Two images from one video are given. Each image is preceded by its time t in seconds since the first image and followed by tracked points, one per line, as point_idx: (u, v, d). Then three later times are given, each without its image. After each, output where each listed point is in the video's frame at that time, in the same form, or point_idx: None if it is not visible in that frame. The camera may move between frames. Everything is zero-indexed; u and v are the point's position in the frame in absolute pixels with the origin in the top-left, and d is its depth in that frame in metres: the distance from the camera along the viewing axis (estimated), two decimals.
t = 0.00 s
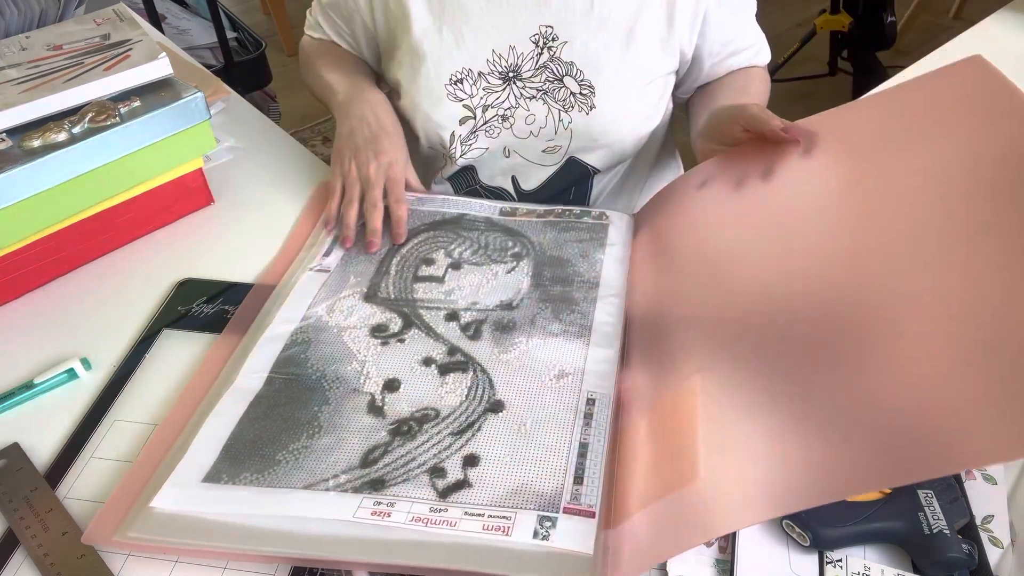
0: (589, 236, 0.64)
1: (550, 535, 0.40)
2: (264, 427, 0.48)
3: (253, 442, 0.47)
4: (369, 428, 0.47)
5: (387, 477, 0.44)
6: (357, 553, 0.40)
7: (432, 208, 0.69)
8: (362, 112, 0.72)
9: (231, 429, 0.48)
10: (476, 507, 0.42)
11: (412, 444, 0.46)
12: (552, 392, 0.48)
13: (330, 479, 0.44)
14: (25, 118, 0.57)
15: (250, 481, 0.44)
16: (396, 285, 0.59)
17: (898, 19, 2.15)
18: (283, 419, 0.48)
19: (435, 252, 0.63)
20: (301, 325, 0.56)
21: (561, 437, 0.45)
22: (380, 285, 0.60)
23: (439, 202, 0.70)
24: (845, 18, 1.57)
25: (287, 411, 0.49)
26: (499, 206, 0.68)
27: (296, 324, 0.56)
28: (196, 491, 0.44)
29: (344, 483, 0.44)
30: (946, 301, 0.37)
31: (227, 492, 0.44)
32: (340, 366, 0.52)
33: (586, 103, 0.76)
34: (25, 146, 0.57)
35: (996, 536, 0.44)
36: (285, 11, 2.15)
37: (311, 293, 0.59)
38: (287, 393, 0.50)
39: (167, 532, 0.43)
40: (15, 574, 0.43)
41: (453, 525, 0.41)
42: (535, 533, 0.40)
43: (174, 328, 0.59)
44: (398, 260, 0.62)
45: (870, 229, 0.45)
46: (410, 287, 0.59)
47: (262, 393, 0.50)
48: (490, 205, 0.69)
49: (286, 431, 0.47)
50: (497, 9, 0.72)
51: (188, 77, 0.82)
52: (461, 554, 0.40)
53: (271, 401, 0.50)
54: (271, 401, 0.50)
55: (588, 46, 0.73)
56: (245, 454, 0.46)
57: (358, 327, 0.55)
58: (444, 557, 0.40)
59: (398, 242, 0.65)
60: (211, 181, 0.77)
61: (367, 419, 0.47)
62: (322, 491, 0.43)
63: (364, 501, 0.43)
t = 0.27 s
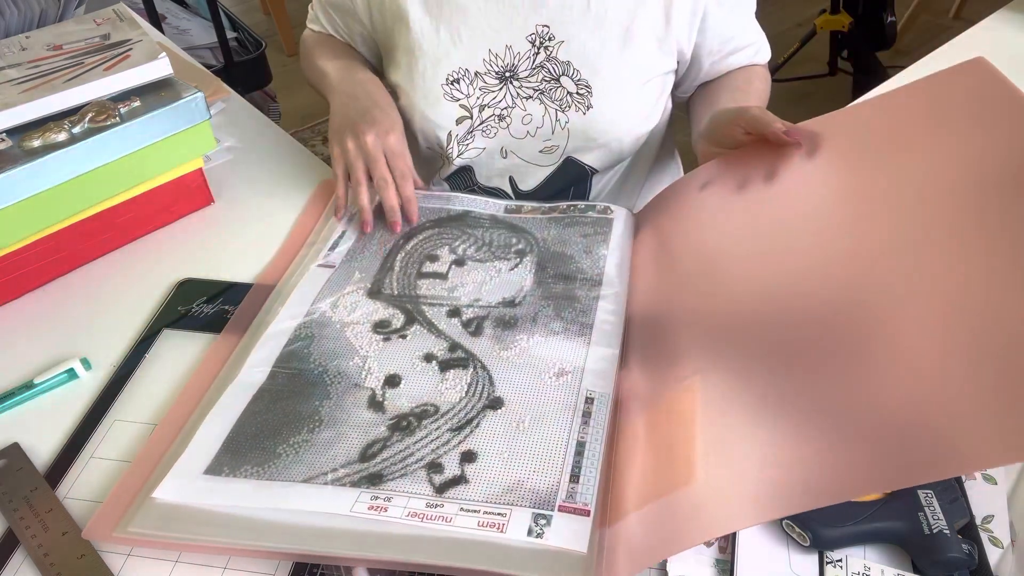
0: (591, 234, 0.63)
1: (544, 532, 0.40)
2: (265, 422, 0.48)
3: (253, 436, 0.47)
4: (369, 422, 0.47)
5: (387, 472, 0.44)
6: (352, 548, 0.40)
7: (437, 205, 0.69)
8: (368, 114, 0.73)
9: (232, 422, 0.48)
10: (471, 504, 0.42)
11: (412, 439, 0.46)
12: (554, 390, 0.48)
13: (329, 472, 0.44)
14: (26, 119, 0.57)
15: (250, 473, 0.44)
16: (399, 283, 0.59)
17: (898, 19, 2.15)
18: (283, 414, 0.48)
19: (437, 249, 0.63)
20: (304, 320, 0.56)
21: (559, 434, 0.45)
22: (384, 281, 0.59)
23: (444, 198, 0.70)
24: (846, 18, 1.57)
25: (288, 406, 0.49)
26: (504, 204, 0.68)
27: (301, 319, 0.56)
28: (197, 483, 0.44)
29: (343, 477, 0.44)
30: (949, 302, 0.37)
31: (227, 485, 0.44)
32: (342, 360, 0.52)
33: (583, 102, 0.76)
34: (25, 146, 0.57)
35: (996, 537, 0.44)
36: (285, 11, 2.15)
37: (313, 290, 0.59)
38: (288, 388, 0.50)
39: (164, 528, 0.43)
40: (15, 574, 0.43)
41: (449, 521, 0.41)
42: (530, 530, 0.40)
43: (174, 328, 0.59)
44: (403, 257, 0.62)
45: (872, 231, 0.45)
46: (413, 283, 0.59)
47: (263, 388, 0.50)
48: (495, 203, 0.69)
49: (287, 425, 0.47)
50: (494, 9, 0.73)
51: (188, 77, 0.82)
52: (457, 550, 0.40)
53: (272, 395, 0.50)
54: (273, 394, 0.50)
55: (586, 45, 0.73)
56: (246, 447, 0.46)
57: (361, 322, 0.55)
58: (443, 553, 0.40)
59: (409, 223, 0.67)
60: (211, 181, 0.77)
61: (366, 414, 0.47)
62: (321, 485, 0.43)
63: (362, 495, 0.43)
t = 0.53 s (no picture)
0: (587, 235, 0.64)
1: (546, 534, 0.40)
2: (264, 424, 0.48)
3: (253, 439, 0.47)
4: (368, 424, 0.47)
5: (387, 474, 0.44)
6: (355, 551, 0.40)
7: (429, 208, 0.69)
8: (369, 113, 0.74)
9: (230, 427, 0.48)
10: (472, 506, 0.42)
11: (411, 441, 0.46)
12: (551, 391, 0.48)
13: (329, 476, 0.44)
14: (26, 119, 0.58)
15: (249, 478, 0.44)
16: (394, 284, 0.59)
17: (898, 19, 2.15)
18: (281, 418, 0.48)
19: (434, 250, 0.63)
20: (301, 323, 0.56)
21: (558, 436, 0.45)
22: (379, 284, 0.59)
23: (437, 201, 0.70)
24: (846, 18, 1.57)
25: (286, 409, 0.49)
26: (497, 206, 0.69)
27: (297, 322, 0.56)
28: (196, 489, 0.44)
29: (343, 481, 0.44)
30: (948, 302, 0.37)
31: (228, 491, 0.44)
32: (340, 364, 0.52)
33: (583, 102, 0.76)
34: (25, 146, 0.57)
35: (997, 537, 0.44)
36: (285, 11, 2.15)
37: (310, 292, 0.59)
38: (286, 391, 0.50)
39: (165, 531, 0.42)
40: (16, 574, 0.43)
41: (450, 523, 0.41)
42: (531, 532, 0.40)
43: (174, 327, 0.59)
44: (398, 259, 0.62)
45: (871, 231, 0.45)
46: (409, 285, 0.59)
47: (261, 392, 0.50)
48: (489, 204, 0.69)
49: (286, 429, 0.47)
50: (493, 9, 0.73)
51: (188, 77, 0.82)
52: (458, 552, 0.40)
53: (270, 399, 0.50)
54: (270, 399, 0.50)
55: (586, 45, 0.73)
56: (246, 451, 0.46)
57: (356, 325, 0.55)
58: (443, 556, 0.40)
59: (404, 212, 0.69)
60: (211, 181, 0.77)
61: (365, 417, 0.47)
62: (321, 489, 0.43)
63: (363, 499, 0.43)
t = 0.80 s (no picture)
0: (596, 229, 0.64)
1: (543, 533, 0.40)
2: (268, 419, 0.48)
3: (255, 434, 0.47)
4: (371, 420, 0.47)
5: (388, 470, 0.44)
6: (350, 547, 0.40)
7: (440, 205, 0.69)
8: (382, 117, 0.75)
9: (233, 422, 0.48)
10: (471, 502, 0.42)
11: (413, 437, 0.46)
12: (553, 390, 0.48)
13: (330, 471, 0.44)
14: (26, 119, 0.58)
15: (251, 471, 0.44)
16: (401, 281, 0.59)
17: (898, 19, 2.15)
18: (285, 413, 0.48)
19: (443, 247, 0.63)
20: (308, 318, 0.56)
21: (559, 435, 0.45)
22: (386, 280, 0.59)
23: (445, 198, 0.70)
24: (846, 18, 1.57)
25: (288, 405, 0.49)
26: (507, 204, 0.68)
27: (304, 317, 0.56)
28: (198, 479, 0.44)
29: (344, 475, 0.44)
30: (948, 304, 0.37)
31: (227, 483, 0.44)
32: (344, 359, 0.52)
33: (582, 104, 0.76)
34: (25, 146, 0.57)
35: (996, 537, 0.44)
36: (285, 11, 2.15)
37: (319, 287, 0.59)
38: (291, 386, 0.50)
39: (164, 524, 0.43)
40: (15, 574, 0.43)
41: (448, 519, 0.41)
42: (529, 530, 0.40)
43: (174, 328, 0.59)
44: (406, 255, 0.62)
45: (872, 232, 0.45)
46: (416, 282, 0.59)
47: (267, 385, 0.50)
48: (498, 202, 0.69)
49: (289, 424, 0.47)
50: (494, 10, 0.73)
51: (188, 77, 0.82)
52: (455, 550, 0.40)
53: (275, 394, 0.50)
54: (275, 393, 0.50)
55: (586, 46, 0.73)
56: (246, 447, 0.46)
57: (363, 320, 0.55)
58: (441, 552, 0.40)
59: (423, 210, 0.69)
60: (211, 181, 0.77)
61: (368, 412, 0.47)
62: (322, 483, 0.43)
63: (362, 493, 0.43)
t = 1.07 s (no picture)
0: (599, 228, 0.64)
1: (541, 532, 0.40)
2: (268, 418, 0.48)
3: (255, 432, 0.47)
4: (371, 418, 0.47)
5: (388, 468, 0.44)
6: (349, 545, 0.40)
7: (441, 202, 0.69)
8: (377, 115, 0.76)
9: (234, 420, 0.48)
10: (470, 501, 0.42)
11: (413, 435, 0.46)
12: (554, 389, 0.48)
13: (330, 468, 0.44)
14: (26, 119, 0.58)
15: (251, 468, 0.44)
16: (402, 279, 0.59)
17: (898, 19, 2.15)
18: (285, 411, 0.48)
19: (444, 246, 0.63)
20: (309, 317, 0.56)
21: (558, 434, 0.45)
22: (388, 279, 0.59)
23: (447, 197, 0.70)
24: (846, 18, 1.58)
25: (289, 403, 0.49)
26: (509, 201, 0.69)
27: (305, 316, 0.56)
28: (198, 476, 0.44)
29: (343, 473, 0.44)
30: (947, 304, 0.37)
31: (227, 480, 0.44)
32: (345, 357, 0.52)
33: (583, 102, 0.76)
34: (25, 146, 0.57)
35: (996, 537, 0.44)
36: (285, 11, 2.15)
37: (322, 285, 0.59)
38: (292, 384, 0.50)
39: (164, 522, 0.43)
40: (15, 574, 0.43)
41: (447, 518, 0.41)
42: (527, 529, 0.40)
43: (174, 327, 0.59)
44: (408, 254, 0.62)
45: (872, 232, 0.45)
46: (417, 280, 0.59)
47: (268, 383, 0.50)
48: (500, 200, 0.69)
49: (289, 422, 0.47)
50: (495, 9, 0.73)
51: (188, 77, 0.82)
52: (454, 549, 0.40)
53: (276, 392, 0.50)
54: (276, 391, 0.50)
55: (586, 45, 0.73)
56: (246, 445, 0.46)
57: (364, 319, 0.55)
58: (439, 550, 0.40)
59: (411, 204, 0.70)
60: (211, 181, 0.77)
61: (368, 410, 0.47)
62: (322, 480, 0.43)
63: (361, 491, 0.43)
